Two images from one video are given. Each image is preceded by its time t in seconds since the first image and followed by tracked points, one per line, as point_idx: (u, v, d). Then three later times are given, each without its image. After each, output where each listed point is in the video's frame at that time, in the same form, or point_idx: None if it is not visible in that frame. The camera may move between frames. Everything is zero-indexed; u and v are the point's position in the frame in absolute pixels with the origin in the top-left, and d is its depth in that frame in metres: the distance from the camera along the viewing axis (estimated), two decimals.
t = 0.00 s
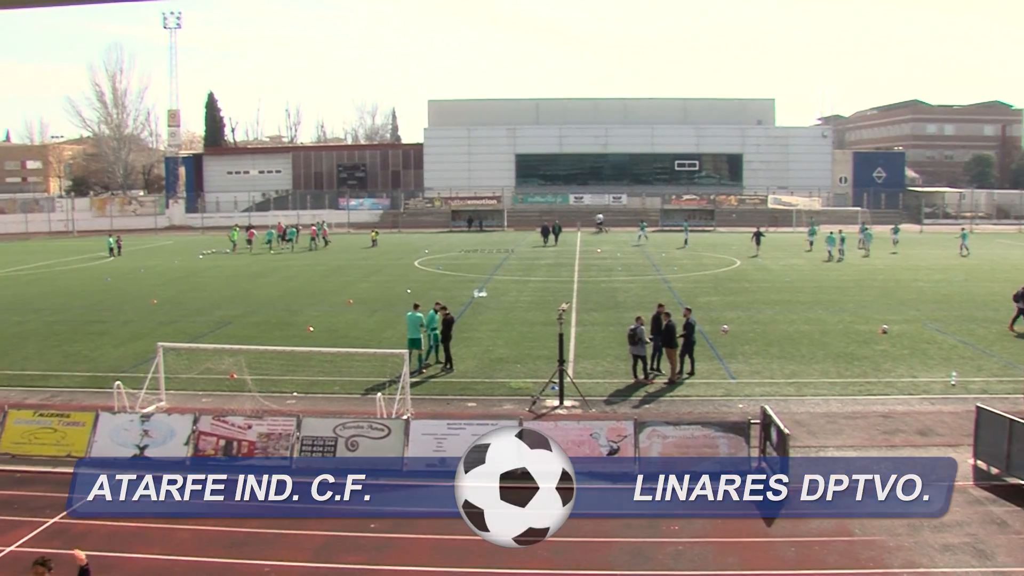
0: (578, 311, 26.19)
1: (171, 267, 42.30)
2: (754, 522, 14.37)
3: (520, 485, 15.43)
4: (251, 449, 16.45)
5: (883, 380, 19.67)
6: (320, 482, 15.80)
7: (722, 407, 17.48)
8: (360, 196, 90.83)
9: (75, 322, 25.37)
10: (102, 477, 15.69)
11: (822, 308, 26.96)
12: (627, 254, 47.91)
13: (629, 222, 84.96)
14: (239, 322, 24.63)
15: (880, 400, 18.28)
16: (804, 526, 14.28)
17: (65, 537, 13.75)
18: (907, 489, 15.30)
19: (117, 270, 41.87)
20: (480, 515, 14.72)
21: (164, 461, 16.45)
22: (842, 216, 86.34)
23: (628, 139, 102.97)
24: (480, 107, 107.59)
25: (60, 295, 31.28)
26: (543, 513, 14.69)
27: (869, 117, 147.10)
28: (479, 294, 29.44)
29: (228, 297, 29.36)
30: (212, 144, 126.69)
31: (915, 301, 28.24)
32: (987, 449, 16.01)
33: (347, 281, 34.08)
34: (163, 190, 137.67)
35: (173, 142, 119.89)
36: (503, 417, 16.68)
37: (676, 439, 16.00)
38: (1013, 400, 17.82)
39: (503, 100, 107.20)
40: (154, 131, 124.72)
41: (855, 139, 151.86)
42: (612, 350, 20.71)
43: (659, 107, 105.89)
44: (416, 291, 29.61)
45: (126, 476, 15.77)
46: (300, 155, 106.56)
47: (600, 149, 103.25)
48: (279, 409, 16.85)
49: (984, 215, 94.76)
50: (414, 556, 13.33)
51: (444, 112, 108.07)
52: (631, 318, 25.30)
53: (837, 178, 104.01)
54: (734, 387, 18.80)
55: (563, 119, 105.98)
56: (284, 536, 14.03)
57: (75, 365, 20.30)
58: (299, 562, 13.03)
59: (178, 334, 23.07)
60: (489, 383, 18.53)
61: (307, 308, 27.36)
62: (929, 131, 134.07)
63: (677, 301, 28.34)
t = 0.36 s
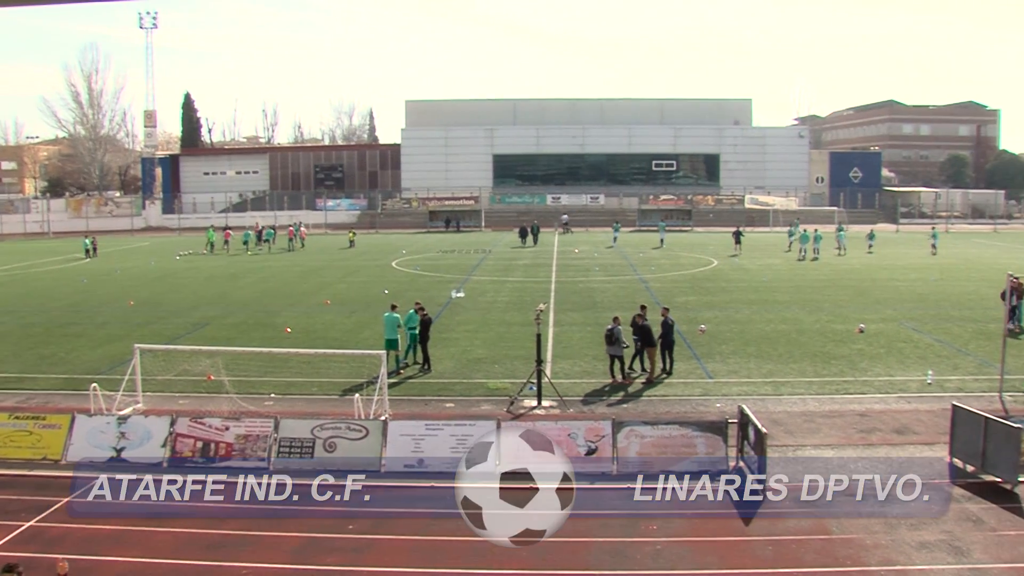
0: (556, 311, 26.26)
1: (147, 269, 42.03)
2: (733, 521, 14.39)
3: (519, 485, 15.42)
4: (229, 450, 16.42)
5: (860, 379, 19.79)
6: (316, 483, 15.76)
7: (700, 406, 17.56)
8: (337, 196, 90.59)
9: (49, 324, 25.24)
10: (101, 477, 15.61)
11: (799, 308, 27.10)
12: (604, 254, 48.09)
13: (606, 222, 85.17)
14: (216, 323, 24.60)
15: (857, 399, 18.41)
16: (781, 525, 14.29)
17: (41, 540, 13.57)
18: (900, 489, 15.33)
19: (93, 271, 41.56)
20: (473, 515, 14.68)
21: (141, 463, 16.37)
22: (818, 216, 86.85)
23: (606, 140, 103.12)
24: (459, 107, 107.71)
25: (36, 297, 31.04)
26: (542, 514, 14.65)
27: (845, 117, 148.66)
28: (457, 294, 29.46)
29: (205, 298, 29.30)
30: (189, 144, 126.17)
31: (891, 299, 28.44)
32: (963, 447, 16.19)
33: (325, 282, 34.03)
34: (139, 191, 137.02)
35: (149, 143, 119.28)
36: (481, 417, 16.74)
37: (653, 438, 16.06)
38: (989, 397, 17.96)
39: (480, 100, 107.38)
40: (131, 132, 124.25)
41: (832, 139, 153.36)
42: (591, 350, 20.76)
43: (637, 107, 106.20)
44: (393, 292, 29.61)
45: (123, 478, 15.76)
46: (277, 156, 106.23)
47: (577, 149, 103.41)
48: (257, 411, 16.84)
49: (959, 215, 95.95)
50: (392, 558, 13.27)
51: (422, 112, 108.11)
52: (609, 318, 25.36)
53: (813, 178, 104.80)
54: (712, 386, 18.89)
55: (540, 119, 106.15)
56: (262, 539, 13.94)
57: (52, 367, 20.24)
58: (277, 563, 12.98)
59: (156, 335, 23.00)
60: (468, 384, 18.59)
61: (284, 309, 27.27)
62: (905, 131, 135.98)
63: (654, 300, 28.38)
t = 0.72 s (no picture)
0: (531, 311, 26.30)
1: (120, 270, 41.79)
2: (708, 520, 14.44)
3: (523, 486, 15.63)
4: (203, 452, 16.36)
5: (834, 378, 19.91)
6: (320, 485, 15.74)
7: (674, 405, 17.63)
8: (311, 197, 90.23)
9: (19, 326, 25.03)
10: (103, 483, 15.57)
11: (773, 307, 27.21)
12: (577, 254, 48.24)
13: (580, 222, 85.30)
14: (190, 324, 24.51)
15: (831, 398, 18.54)
16: (755, 523, 14.33)
17: (14, 545, 13.43)
18: (877, 488, 15.41)
19: (65, 273, 41.28)
20: (452, 516, 14.67)
21: (114, 466, 16.26)
22: (792, 215, 87.39)
23: (580, 140, 103.27)
24: (435, 108, 107.75)
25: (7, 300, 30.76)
26: (528, 515, 14.72)
27: (819, 117, 149.96)
28: (432, 295, 29.43)
29: (179, 300, 29.15)
30: (163, 145, 125.27)
31: (865, 299, 28.60)
32: (935, 445, 16.34)
33: (299, 283, 33.91)
34: (113, 192, 135.98)
35: (122, 144, 118.24)
36: (456, 418, 16.76)
37: (627, 438, 16.13)
38: (961, 395, 18.12)
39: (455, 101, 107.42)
40: (104, 133, 123.23)
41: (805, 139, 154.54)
42: (565, 350, 20.81)
43: (611, 107, 106.57)
44: (367, 293, 29.55)
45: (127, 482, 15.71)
46: (251, 157, 105.62)
47: (551, 149, 103.56)
48: (231, 413, 16.81)
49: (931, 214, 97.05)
50: (367, 559, 13.23)
51: (397, 113, 108.05)
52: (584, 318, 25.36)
53: (787, 177, 105.46)
54: (686, 385, 18.97)
55: (513, 120, 106.32)
56: (237, 541, 13.86)
57: (24, 369, 20.11)
58: (252, 565, 12.89)
59: (129, 337, 22.88)
60: (442, 385, 18.60)
61: (257, 310, 27.15)
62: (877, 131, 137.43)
63: (628, 301, 28.42)
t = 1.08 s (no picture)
0: (505, 311, 26.33)
1: (92, 272, 41.35)
2: (682, 519, 14.50)
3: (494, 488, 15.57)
4: (177, 455, 16.31)
5: (808, 377, 20.01)
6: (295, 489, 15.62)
7: (648, 405, 17.69)
8: (285, 198, 89.78)
9: None
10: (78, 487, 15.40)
11: (748, 307, 27.30)
12: (550, 255, 48.33)
13: (554, 223, 85.22)
14: (164, 326, 24.42)
15: (805, 397, 18.64)
16: (730, 522, 14.37)
17: None
18: (851, 486, 15.45)
19: (34, 276, 40.81)
20: (427, 517, 14.65)
21: (87, 468, 16.17)
22: (766, 215, 87.86)
23: (554, 140, 103.43)
24: (410, 108, 107.66)
25: None
26: (504, 515, 14.71)
27: (792, 117, 150.88)
28: (405, 296, 29.35)
29: (153, 302, 28.99)
30: (136, 146, 124.25)
31: (838, 298, 28.74)
32: (909, 442, 16.43)
33: (273, 284, 33.78)
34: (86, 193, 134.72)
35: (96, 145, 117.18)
36: (430, 418, 16.77)
37: (602, 438, 16.19)
38: (934, 393, 18.24)
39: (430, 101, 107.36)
40: (76, 134, 122.09)
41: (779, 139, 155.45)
42: (540, 351, 20.84)
43: (585, 108, 106.83)
44: (341, 294, 29.48)
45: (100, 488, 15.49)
46: (224, 157, 105.48)
47: (525, 149, 103.66)
48: (205, 415, 16.78)
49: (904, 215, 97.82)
50: (343, 560, 13.17)
51: (372, 113, 107.94)
52: (558, 319, 25.39)
53: (760, 177, 105.83)
54: (660, 385, 19.02)
55: (487, 120, 106.37)
56: (211, 544, 13.77)
57: None
58: (226, 568, 12.82)
59: (102, 339, 22.75)
60: (417, 386, 18.61)
61: (230, 312, 27.02)
62: (851, 131, 138.57)
63: (602, 301, 28.48)
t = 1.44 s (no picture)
0: (484, 312, 26.39)
1: (68, 274, 41.05)
2: (661, 518, 14.51)
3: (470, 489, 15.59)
4: (155, 457, 16.25)
5: (787, 376, 20.09)
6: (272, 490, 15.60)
7: (628, 405, 17.72)
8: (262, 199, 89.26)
9: None
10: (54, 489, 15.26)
11: (726, 306, 27.39)
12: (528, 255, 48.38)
13: (532, 223, 85.22)
14: (141, 328, 24.32)
15: (783, 396, 18.72)
16: (709, 521, 14.40)
17: None
18: (828, 485, 15.53)
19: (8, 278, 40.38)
20: (408, 517, 14.64)
21: (63, 471, 16.09)
22: (744, 215, 88.21)
23: (532, 140, 103.62)
24: (389, 108, 107.58)
25: None
26: (483, 516, 14.70)
27: (771, 117, 151.58)
28: (384, 297, 29.28)
29: (130, 303, 28.83)
30: (113, 146, 123.34)
31: (816, 297, 28.87)
32: (886, 441, 16.50)
33: (250, 285, 33.68)
34: (63, 195, 133.57)
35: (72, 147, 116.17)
36: (409, 419, 16.75)
37: (581, 438, 16.22)
38: (912, 392, 18.35)
39: (410, 101, 107.19)
40: (52, 135, 120.99)
41: (757, 139, 156.13)
42: (520, 351, 20.88)
43: (564, 108, 107.07)
44: (320, 295, 29.44)
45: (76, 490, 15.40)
46: (202, 158, 104.86)
47: (503, 149, 103.72)
48: (184, 416, 16.73)
49: (882, 214, 98.37)
50: (323, 561, 13.13)
51: (352, 113, 107.83)
52: (537, 319, 25.43)
53: (738, 177, 106.09)
54: (639, 385, 19.08)
55: (465, 121, 106.39)
56: (190, 546, 13.71)
57: None
58: (206, 570, 12.76)
59: (78, 341, 22.62)
60: (396, 386, 18.62)
61: (208, 313, 26.90)
62: (828, 131, 139.33)
63: (580, 301, 28.55)
